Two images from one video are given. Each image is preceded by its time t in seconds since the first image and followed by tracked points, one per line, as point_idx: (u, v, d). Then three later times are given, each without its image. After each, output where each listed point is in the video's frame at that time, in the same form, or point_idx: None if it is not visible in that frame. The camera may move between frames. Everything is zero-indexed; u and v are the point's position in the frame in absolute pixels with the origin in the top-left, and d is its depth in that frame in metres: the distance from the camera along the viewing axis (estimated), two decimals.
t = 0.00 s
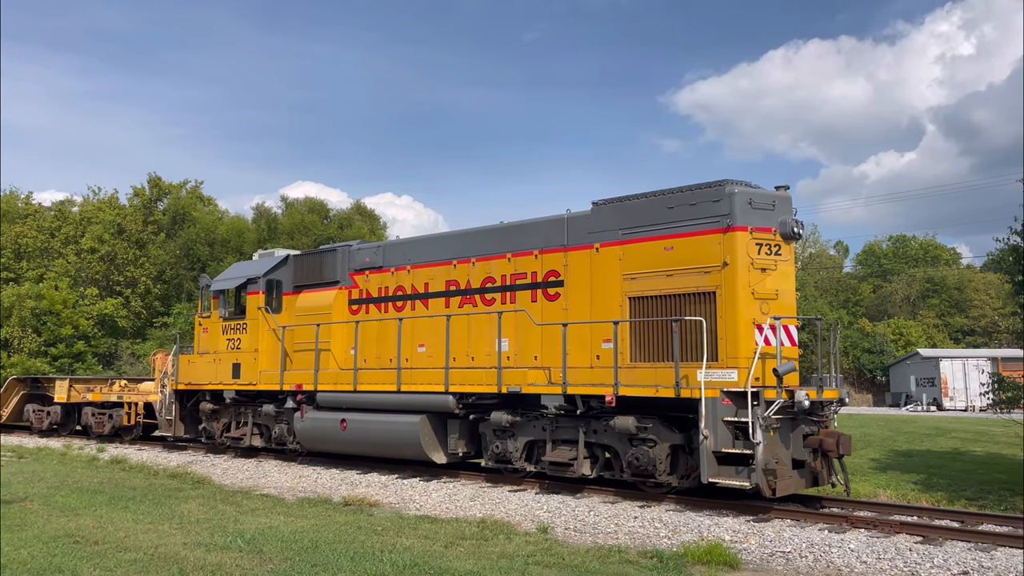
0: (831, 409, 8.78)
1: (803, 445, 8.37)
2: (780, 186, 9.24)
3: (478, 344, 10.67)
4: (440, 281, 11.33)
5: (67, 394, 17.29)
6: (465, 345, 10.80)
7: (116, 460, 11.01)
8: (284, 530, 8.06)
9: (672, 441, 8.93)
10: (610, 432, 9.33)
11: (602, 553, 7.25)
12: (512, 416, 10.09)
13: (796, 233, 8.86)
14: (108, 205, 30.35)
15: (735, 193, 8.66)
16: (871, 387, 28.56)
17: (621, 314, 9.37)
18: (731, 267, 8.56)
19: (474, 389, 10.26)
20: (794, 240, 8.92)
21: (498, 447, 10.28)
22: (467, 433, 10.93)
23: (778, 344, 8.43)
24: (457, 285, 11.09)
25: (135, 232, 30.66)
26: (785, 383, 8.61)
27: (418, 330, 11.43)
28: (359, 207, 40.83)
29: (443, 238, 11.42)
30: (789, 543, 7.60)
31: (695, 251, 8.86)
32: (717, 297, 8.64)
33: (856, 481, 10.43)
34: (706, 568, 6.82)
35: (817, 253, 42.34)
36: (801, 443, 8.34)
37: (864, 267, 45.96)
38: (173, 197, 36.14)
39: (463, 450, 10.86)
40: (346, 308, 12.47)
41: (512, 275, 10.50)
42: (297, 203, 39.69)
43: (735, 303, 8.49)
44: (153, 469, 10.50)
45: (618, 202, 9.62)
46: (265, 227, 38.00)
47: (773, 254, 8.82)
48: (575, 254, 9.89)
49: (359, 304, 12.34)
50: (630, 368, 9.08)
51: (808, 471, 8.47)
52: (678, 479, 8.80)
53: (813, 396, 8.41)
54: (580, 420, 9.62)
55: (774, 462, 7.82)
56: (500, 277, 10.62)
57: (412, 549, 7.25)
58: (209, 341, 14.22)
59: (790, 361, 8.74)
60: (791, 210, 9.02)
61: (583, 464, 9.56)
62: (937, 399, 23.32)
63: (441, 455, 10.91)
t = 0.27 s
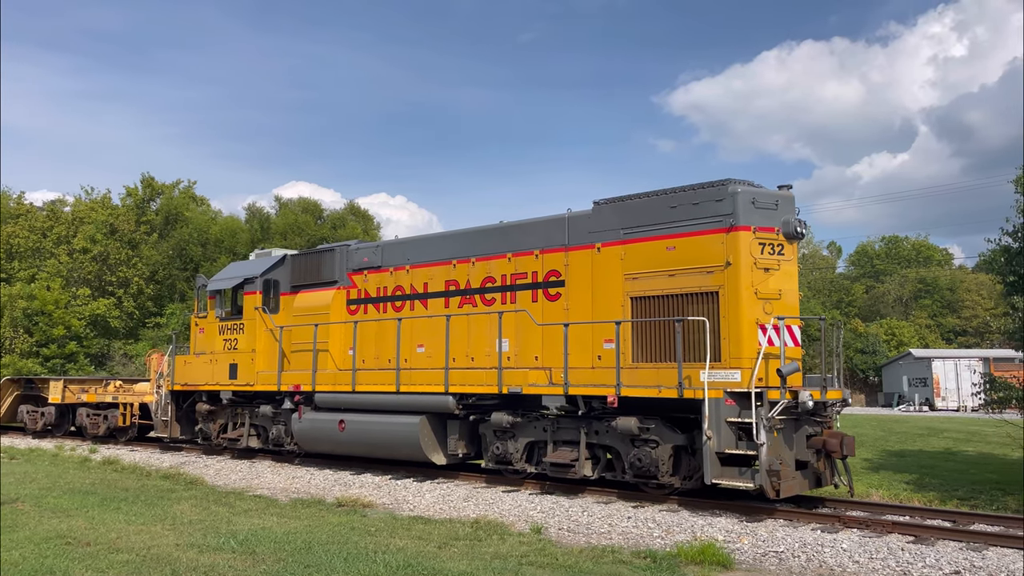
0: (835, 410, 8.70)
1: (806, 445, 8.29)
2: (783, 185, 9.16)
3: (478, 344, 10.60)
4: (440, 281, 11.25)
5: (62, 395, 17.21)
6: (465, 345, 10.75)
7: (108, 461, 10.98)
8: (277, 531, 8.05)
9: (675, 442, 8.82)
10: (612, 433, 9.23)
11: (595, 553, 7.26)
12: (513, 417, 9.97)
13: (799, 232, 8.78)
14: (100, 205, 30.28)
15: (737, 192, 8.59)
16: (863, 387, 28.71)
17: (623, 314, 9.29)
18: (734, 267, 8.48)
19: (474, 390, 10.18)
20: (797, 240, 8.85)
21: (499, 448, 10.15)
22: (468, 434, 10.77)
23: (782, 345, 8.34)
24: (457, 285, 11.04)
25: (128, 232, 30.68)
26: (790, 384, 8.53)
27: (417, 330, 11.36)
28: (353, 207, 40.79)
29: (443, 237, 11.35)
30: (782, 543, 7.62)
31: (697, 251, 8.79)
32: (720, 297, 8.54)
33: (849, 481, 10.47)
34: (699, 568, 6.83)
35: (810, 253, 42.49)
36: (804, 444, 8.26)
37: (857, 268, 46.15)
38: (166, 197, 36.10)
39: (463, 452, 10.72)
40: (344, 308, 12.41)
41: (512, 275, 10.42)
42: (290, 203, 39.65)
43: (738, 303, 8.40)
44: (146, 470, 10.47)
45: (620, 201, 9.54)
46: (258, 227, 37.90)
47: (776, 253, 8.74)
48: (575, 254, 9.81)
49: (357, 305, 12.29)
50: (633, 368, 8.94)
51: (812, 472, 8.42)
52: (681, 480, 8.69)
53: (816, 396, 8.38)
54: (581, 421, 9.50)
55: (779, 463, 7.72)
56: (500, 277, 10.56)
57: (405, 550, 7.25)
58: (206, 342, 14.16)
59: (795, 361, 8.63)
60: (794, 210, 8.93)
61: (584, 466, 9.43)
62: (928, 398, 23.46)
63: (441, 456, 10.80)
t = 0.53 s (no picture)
0: (836, 409, 8.66)
1: (809, 446, 8.19)
2: (786, 184, 9.07)
3: (478, 344, 10.49)
4: (438, 281, 11.13)
5: (56, 395, 17.15)
6: (464, 346, 10.64)
7: (100, 462, 10.93)
8: (269, 531, 8.03)
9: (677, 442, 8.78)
10: (613, 434, 9.18)
11: (588, 553, 7.26)
12: (513, 418, 9.90)
13: (802, 232, 8.67)
14: (92, 205, 30.19)
15: (740, 191, 8.48)
16: (855, 387, 28.83)
17: (624, 314, 9.18)
18: (737, 267, 8.38)
19: (473, 391, 10.05)
20: (800, 239, 8.75)
21: (499, 449, 10.06)
22: (468, 435, 10.67)
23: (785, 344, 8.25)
24: (456, 285, 10.93)
25: (119, 232, 30.31)
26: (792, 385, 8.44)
27: (416, 330, 11.25)
28: (346, 207, 40.70)
29: (442, 237, 11.23)
30: (775, 543, 7.64)
31: (700, 251, 8.68)
32: (722, 297, 8.44)
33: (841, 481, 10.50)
34: (691, 568, 6.84)
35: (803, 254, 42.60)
36: (807, 444, 8.16)
37: (849, 269, 46.31)
38: (158, 197, 36.01)
39: (463, 452, 10.60)
40: (342, 308, 12.33)
41: (512, 274, 10.31)
42: (283, 202, 39.55)
43: (742, 302, 8.29)
44: (137, 470, 10.43)
45: (621, 200, 9.42)
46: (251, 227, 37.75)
47: (779, 253, 8.66)
48: (576, 253, 9.69)
49: (355, 305, 12.20)
50: (635, 368, 8.86)
51: (814, 473, 8.36)
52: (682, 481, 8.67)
53: (820, 396, 8.26)
54: (581, 421, 9.41)
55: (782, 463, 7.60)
56: (500, 277, 10.44)
57: (398, 550, 7.24)
58: (203, 342, 14.11)
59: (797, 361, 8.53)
60: (797, 209, 8.83)
61: (585, 467, 9.38)
62: (920, 398, 23.57)
63: (440, 457, 10.69)
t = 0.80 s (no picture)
0: (839, 409, 8.61)
1: (813, 446, 8.15)
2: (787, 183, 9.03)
3: (477, 344, 10.42)
4: (438, 280, 11.08)
5: (49, 395, 17.06)
6: (463, 346, 10.56)
7: (90, 462, 10.88)
8: (261, 532, 8.02)
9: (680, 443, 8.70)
10: (614, 435, 9.11)
11: (580, 553, 7.27)
12: (512, 418, 9.81)
13: (805, 231, 8.62)
14: (83, 204, 30.06)
15: (743, 190, 8.46)
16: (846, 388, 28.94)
17: (625, 313, 9.16)
18: (739, 266, 8.35)
19: (473, 391, 9.97)
20: (803, 238, 8.69)
21: (499, 450, 10.00)
22: (466, 435, 10.62)
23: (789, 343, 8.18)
24: (455, 284, 10.88)
25: (110, 232, 30.06)
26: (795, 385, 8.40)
27: (414, 330, 11.19)
28: (339, 207, 40.64)
29: (441, 235, 11.18)
30: (767, 542, 7.67)
31: (702, 250, 8.65)
32: (725, 296, 8.42)
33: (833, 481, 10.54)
34: (683, 567, 6.85)
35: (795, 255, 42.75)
36: (811, 444, 8.11)
37: (841, 269, 46.50)
38: (149, 196, 35.91)
39: (462, 453, 10.54)
40: (340, 308, 12.26)
41: (512, 274, 10.26)
42: (275, 202, 39.46)
43: (744, 301, 8.27)
44: (128, 471, 10.39)
45: (623, 199, 9.40)
46: (243, 227, 37.65)
47: (782, 252, 8.61)
48: (577, 252, 9.65)
49: (352, 304, 12.13)
50: (635, 369, 8.86)
51: (817, 473, 8.33)
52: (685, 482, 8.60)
53: (823, 397, 8.21)
54: (582, 422, 9.35)
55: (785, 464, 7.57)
56: (500, 276, 10.38)
57: (391, 551, 7.23)
58: (198, 342, 14.02)
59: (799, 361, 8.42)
60: (799, 208, 8.79)
61: (586, 468, 9.30)
62: (911, 398, 23.71)
63: (439, 458, 10.63)
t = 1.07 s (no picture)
0: (843, 409, 8.60)
1: (815, 447, 8.17)
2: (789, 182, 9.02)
3: (477, 343, 10.38)
4: (437, 280, 11.04)
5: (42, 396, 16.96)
6: (463, 345, 10.51)
7: (80, 462, 10.83)
8: (253, 532, 8.00)
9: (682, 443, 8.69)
10: (615, 435, 9.08)
11: (572, 553, 7.27)
12: (512, 418, 9.77)
13: (808, 230, 8.57)
14: (73, 203, 29.90)
15: (746, 188, 8.44)
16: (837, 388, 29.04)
17: (627, 313, 9.15)
18: (742, 265, 8.34)
19: (473, 391, 9.94)
20: (806, 237, 8.64)
21: (499, 450, 9.96)
22: (464, 436, 10.59)
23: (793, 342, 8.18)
24: (454, 283, 10.84)
25: (100, 231, 30.25)
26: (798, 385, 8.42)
27: (413, 329, 11.15)
28: (331, 206, 40.57)
29: (441, 235, 11.15)
30: (758, 541, 7.69)
31: (704, 249, 8.63)
32: (728, 295, 8.40)
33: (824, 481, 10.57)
34: (675, 567, 6.87)
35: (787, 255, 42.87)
36: (813, 445, 8.12)
37: (833, 270, 46.66)
38: (141, 196, 35.82)
39: (460, 454, 10.51)
40: (337, 307, 12.17)
41: (512, 273, 10.22)
42: (267, 202, 39.36)
43: (746, 300, 8.27)
44: (119, 471, 10.35)
45: (624, 198, 9.39)
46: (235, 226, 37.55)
47: (785, 251, 8.58)
48: (577, 251, 9.62)
49: (350, 304, 12.05)
50: (637, 368, 8.82)
51: (819, 473, 8.34)
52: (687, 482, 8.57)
53: (827, 397, 8.23)
54: (584, 422, 9.33)
55: (788, 465, 7.66)
56: (499, 275, 10.34)
57: (383, 551, 7.22)
58: (193, 342, 13.94)
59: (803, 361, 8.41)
60: (801, 207, 8.77)
61: (587, 468, 9.26)
62: (901, 398, 23.82)
63: (437, 459, 10.58)
